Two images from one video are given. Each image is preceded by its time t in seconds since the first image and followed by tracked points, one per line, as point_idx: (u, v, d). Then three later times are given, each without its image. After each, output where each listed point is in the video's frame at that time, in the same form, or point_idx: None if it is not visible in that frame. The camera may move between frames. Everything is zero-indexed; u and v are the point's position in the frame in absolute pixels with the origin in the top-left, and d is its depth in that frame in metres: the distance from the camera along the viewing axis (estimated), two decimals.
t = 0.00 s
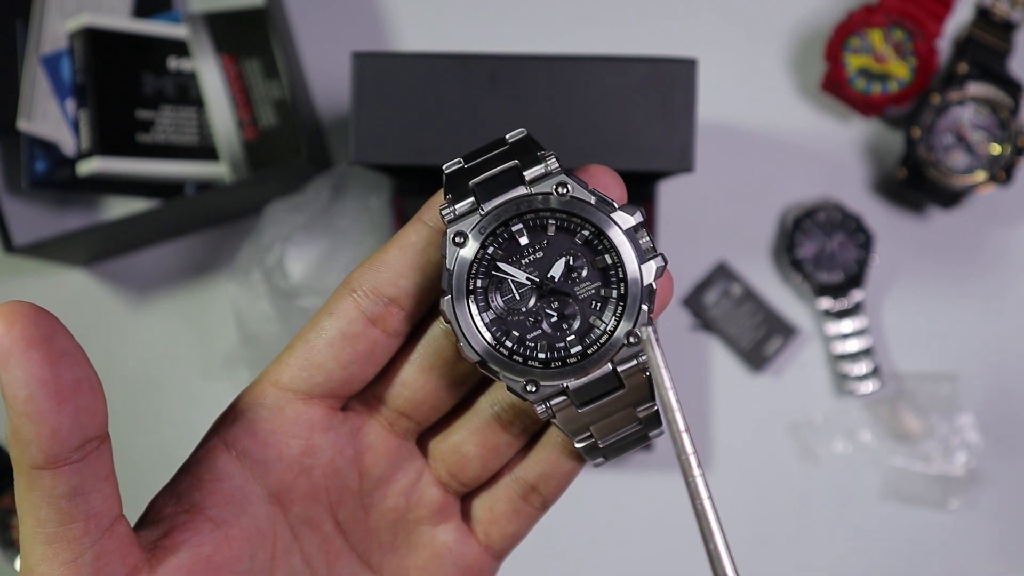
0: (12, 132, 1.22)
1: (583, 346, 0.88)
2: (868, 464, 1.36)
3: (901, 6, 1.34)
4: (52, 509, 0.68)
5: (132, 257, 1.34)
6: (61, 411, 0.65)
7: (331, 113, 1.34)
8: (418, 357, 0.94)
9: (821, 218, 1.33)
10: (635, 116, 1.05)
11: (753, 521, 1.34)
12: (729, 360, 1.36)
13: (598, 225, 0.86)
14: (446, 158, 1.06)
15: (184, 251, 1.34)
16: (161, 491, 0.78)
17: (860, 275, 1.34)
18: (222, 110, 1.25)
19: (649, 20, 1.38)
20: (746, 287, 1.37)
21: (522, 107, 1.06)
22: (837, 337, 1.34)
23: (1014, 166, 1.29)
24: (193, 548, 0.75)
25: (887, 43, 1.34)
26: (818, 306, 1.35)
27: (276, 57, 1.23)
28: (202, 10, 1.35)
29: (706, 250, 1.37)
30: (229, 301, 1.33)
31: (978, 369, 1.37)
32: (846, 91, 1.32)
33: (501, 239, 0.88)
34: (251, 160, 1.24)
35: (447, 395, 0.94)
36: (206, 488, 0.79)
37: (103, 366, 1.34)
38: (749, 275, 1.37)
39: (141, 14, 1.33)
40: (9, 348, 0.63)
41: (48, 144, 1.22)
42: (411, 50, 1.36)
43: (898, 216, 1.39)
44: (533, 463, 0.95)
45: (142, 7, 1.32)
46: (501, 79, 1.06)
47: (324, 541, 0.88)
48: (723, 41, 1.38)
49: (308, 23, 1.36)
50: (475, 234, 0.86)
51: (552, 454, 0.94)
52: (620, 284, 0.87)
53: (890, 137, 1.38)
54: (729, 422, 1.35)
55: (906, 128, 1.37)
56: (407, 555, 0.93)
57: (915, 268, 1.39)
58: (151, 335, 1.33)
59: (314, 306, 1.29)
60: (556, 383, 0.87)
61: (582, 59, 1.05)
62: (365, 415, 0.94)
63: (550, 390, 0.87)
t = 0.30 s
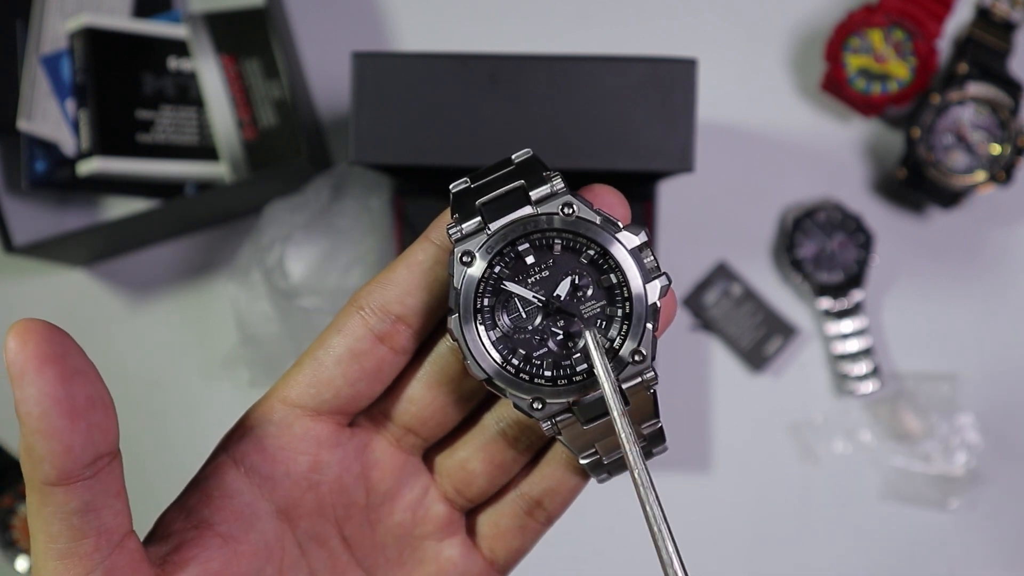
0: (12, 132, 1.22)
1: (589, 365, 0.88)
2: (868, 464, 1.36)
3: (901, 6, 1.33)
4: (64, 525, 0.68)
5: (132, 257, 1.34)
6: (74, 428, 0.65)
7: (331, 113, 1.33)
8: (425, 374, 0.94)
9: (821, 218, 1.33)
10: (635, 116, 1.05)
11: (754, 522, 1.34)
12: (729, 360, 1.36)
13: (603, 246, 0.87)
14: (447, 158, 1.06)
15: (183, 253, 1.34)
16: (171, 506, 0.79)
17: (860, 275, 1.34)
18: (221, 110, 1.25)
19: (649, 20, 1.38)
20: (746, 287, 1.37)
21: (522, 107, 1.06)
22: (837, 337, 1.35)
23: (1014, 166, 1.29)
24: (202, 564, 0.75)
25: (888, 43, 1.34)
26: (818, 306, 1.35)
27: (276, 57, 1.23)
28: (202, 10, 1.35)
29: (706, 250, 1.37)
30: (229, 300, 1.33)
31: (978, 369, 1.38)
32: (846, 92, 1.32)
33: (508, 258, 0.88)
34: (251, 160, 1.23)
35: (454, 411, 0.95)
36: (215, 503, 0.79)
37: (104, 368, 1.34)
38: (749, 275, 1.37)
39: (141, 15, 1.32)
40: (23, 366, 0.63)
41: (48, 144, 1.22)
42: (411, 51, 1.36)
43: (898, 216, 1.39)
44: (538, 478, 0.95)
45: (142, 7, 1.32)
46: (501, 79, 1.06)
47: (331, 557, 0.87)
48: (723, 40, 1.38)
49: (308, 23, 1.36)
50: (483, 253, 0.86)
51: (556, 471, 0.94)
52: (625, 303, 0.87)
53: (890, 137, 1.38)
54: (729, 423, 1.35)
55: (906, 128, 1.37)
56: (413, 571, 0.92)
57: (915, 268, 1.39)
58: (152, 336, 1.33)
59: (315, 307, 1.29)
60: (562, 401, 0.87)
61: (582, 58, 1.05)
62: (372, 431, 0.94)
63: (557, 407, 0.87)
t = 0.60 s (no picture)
0: (12, 132, 1.22)
1: (564, 361, 0.89)
2: (868, 464, 1.36)
3: (902, 6, 1.33)
4: (47, 527, 0.68)
5: (133, 257, 1.34)
6: (56, 430, 0.66)
7: (331, 113, 1.34)
8: (404, 374, 0.95)
9: (821, 218, 1.33)
10: (635, 116, 1.05)
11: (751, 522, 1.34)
12: (730, 360, 1.36)
13: (576, 243, 0.87)
14: (447, 158, 1.06)
15: (184, 253, 1.35)
16: (154, 509, 0.79)
17: (860, 275, 1.34)
18: (221, 110, 1.25)
19: (649, 20, 1.38)
20: (746, 287, 1.37)
21: (522, 107, 1.06)
22: (837, 337, 1.35)
23: (1014, 166, 1.29)
24: (185, 565, 0.75)
25: (888, 43, 1.34)
26: (818, 306, 1.35)
27: (276, 57, 1.23)
28: (202, 10, 1.35)
29: (706, 250, 1.37)
30: (229, 300, 1.33)
31: (978, 369, 1.38)
32: (845, 91, 1.32)
33: (482, 256, 0.89)
34: (251, 160, 1.23)
35: (433, 411, 0.96)
36: (198, 504, 0.79)
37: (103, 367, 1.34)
38: (749, 275, 1.37)
39: (141, 15, 1.33)
40: (3, 369, 0.64)
41: (49, 144, 1.22)
42: (411, 51, 1.36)
43: (898, 216, 1.39)
44: (517, 476, 0.95)
45: (142, 7, 1.32)
46: (501, 79, 1.06)
47: (314, 556, 0.87)
48: (722, 40, 1.38)
49: (308, 23, 1.36)
50: (457, 252, 0.87)
51: (535, 467, 0.95)
52: (598, 300, 0.88)
53: (890, 137, 1.38)
54: (730, 422, 1.35)
55: (906, 128, 1.37)
56: (395, 569, 0.93)
57: (915, 268, 1.39)
58: (152, 335, 1.34)
59: (315, 307, 1.29)
60: (538, 397, 0.87)
61: (582, 58, 1.05)
62: (352, 432, 0.95)
63: (533, 404, 0.87)
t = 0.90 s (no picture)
0: (12, 132, 1.23)
1: (575, 366, 0.88)
2: (868, 463, 1.36)
3: (902, 6, 1.33)
4: (47, 525, 0.68)
5: (133, 257, 1.35)
6: (59, 427, 0.66)
7: (331, 113, 1.34)
8: (412, 374, 0.95)
9: (821, 218, 1.33)
10: (635, 116, 1.05)
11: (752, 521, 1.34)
12: (730, 361, 1.36)
13: (590, 246, 0.87)
14: (447, 158, 1.06)
15: (183, 253, 1.35)
16: (155, 508, 0.79)
17: (860, 275, 1.34)
18: (221, 110, 1.25)
19: (649, 19, 1.38)
20: (746, 287, 1.37)
21: (522, 107, 1.06)
22: (837, 337, 1.35)
23: (1014, 166, 1.29)
24: (187, 565, 0.76)
25: (887, 42, 1.34)
26: (818, 306, 1.35)
27: (276, 57, 1.23)
28: (202, 10, 1.35)
29: (706, 250, 1.37)
30: (229, 300, 1.33)
31: (978, 369, 1.37)
32: (846, 91, 1.32)
33: (494, 258, 0.88)
34: (251, 160, 1.24)
35: (441, 412, 0.95)
36: (200, 504, 0.79)
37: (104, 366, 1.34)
38: (749, 275, 1.37)
39: (142, 15, 1.33)
40: (6, 365, 0.64)
41: (48, 144, 1.23)
42: (411, 51, 1.36)
43: (898, 216, 1.39)
44: (524, 480, 0.95)
45: (143, 7, 1.32)
46: (501, 79, 1.06)
47: (317, 558, 0.87)
48: (722, 40, 1.38)
49: (308, 23, 1.36)
50: (469, 253, 0.86)
51: (542, 473, 0.94)
52: (612, 305, 0.88)
53: (890, 137, 1.38)
54: (730, 422, 1.35)
55: (906, 128, 1.37)
56: (399, 572, 0.93)
57: (915, 268, 1.39)
58: (152, 335, 1.34)
59: (315, 307, 1.28)
60: (548, 402, 0.87)
61: (582, 58, 1.05)
62: (358, 432, 0.95)
63: (543, 409, 0.87)
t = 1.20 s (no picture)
0: (12, 132, 1.22)
1: (588, 367, 0.88)
2: (868, 463, 1.36)
3: (901, 6, 1.33)
4: (62, 522, 0.68)
5: (132, 257, 1.34)
6: (75, 424, 0.65)
7: (331, 113, 1.33)
8: (424, 374, 0.95)
9: (821, 218, 1.33)
10: (635, 116, 1.05)
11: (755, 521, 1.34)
12: (729, 360, 1.36)
13: (603, 248, 0.86)
14: (447, 159, 1.06)
15: (180, 254, 1.34)
16: (168, 505, 0.78)
17: (860, 275, 1.34)
18: (221, 110, 1.25)
19: (649, 20, 1.38)
20: (746, 287, 1.37)
21: (522, 107, 1.06)
22: (837, 337, 1.35)
23: (1014, 166, 1.29)
24: (199, 563, 0.75)
25: (887, 43, 1.34)
26: (818, 306, 1.35)
27: (276, 57, 1.23)
28: (202, 10, 1.35)
29: (706, 250, 1.37)
30: (229, 301, 1.33)
31: (978, 369, 1.38)
32: (846, 91, 1.32)
33: (508, 259, 0.88)
34: (250, 160, 1.23)
35: (453, 412, 0.95)
36: (212, 502, 0.79)
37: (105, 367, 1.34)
38: (749, 275, 1.37)
39: (141, 15, 1.32)
40: (23, 361, 0.63)
41: (48, 144, 1.22)
42: (411, 51, 1.36)
43: (898, 216, 1.39)
44: (535, 481, 0.95)
45: (142, 7, 1.32)
46: (501, 79, 1.06)
47: (327, 556, 0.87)
48: (722, 40, 1.38)
49: (308, 23, 1.36)
50: (483, 254, 0.86)
51: (553, 473, 0.94)
52: (625, 306, 0.87)
53: (889, 137, 1.38)
54: (729, 423, 1.35)
55: (906, 128, 1.37)
56: (409, 571, 0.92)
57: (915, 268, 1.39)
58: (152, 336, 1.33)
59: (315, 307, 1.28)
60: (561, 403, 0.87)
61: (582, 59, 1.05)
62: (369, 431, 0.94)
63: (555, 409, 0.87)
